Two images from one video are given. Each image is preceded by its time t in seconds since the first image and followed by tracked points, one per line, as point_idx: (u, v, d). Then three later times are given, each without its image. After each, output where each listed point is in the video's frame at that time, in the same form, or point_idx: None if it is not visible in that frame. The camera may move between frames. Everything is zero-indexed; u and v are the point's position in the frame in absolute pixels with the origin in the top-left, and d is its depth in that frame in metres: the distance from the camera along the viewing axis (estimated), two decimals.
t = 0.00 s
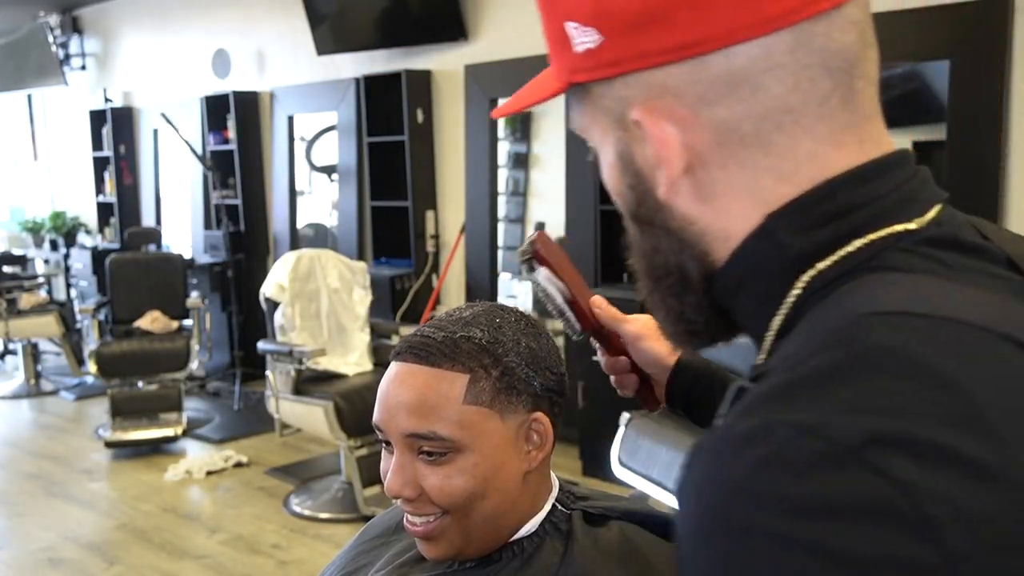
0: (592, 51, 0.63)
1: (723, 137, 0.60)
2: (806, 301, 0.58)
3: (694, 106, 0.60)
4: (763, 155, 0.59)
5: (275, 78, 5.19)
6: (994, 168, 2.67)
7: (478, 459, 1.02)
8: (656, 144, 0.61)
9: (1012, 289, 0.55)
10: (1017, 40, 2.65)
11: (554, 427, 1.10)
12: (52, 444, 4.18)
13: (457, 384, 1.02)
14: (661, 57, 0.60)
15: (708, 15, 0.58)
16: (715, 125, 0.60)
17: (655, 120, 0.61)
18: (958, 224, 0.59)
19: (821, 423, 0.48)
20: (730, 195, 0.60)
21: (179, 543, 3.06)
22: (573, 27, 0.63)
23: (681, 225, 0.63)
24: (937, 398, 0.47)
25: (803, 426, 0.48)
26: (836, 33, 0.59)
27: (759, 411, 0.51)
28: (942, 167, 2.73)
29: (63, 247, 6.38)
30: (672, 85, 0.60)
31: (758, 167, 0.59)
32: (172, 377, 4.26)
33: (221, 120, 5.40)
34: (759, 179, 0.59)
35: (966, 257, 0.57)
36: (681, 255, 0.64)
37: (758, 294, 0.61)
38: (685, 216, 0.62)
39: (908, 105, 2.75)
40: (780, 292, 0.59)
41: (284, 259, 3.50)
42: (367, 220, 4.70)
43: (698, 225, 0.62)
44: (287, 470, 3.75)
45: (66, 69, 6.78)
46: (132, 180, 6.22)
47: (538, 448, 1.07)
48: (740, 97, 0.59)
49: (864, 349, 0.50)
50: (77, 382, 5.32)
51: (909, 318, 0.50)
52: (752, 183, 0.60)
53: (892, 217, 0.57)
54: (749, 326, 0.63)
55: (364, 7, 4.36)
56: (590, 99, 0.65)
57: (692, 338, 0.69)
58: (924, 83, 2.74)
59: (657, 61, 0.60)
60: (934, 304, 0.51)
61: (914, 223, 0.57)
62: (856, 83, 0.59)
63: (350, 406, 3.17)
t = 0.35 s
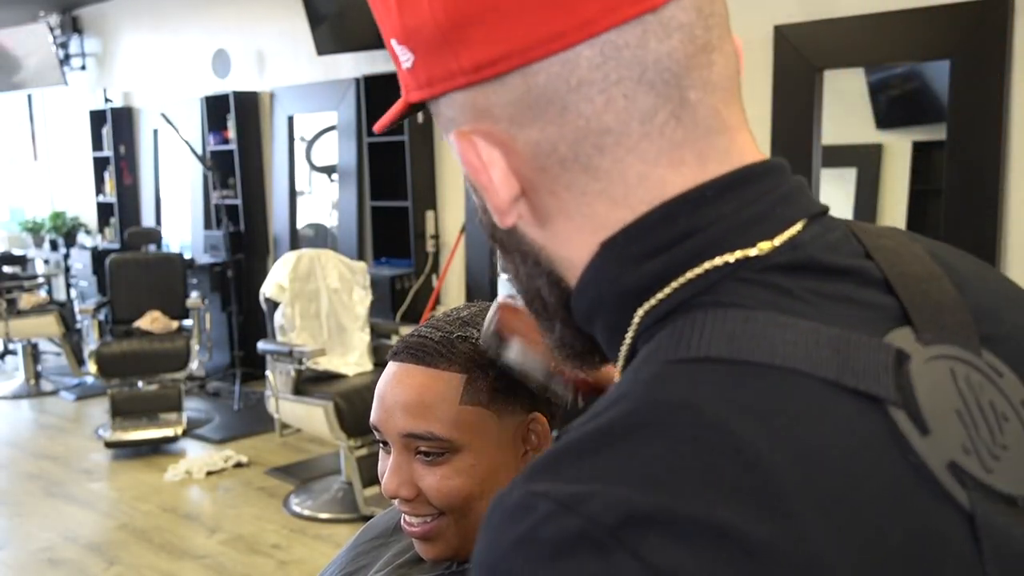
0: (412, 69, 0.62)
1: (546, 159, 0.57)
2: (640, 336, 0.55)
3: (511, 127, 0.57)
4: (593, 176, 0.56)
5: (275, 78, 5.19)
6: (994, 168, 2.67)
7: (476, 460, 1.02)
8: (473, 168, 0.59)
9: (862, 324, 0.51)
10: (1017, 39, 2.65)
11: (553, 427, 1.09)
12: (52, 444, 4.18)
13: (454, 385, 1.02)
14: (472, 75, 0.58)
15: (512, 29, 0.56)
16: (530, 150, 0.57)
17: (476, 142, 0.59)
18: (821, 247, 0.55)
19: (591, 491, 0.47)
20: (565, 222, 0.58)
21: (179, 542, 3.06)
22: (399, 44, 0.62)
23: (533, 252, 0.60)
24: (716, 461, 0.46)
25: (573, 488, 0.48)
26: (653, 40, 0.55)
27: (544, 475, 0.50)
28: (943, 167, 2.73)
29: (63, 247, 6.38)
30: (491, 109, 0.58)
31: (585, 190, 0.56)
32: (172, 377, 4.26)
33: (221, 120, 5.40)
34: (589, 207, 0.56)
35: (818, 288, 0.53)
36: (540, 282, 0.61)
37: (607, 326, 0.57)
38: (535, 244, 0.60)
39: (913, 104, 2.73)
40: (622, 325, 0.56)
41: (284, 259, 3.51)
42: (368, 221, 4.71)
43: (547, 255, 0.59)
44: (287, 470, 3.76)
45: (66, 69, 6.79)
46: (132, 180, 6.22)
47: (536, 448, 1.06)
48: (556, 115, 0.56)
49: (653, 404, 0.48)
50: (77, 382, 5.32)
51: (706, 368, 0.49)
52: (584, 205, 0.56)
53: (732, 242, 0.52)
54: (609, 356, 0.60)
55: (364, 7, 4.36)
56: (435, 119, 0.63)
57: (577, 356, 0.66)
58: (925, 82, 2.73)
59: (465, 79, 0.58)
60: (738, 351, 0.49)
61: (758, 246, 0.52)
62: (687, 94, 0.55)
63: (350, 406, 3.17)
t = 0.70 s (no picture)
0: (459, 15, 0.63)
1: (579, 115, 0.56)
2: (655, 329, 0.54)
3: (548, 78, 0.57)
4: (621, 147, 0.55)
5: (275, 78, 5.19)
6: (994, 168, 2.67)
7: (474, 459, 1.02)
8: (506, 119, 0.59)
9: (886, 333, 0.52)
10: (1017, 39, 2.65)
11: (552, 427, 1.09)
12: (52, 444, 4.18)
13: (452, 384, 1.02)
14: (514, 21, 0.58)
15: None
16: (563, 104, 0.57)
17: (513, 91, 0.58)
18: (851, 245, 0.55)
19: (594, 495, 0.46)
20: (591, 192, 0.57)
21: (178, 542, 3.06)
22: None
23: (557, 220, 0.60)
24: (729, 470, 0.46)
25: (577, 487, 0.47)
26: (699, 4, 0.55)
27: (545, 472, 0.49)
28: (943, 167, 2.72)
29: (63, 248, 6.38)
30: (531, 55, 0.58)
31: (612, 155, 0.56)
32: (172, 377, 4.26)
33: (221, 120, 5.40)
34: (618, 177, 0.55)
35: (840, 289, 0.53)
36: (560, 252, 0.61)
37: (623, 313, 0.56)
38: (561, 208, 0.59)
39: (914, 104, 2.72)
40: (636, 315, 0.55)
41: (284, 259, 3.51)
42: (367, 221, 4.70)
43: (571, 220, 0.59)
44: (287, 470, 3.76)
45: (66, 69, 6.79)
46: (132, 180, 6.22)
47: (535, 447, 1.06)
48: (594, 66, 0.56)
49: (666, 406, 0.48)
50: (77, 382, 5.32)
51: (721, 369, 0.49)
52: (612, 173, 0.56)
53: (761, 237, 0.52)
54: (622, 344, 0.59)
55: (363, 7, 4.36)
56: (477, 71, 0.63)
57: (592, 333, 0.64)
58: (925, 82, 2.73)
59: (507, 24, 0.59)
60: (754, 354, 0.49)
61: (785, 244, 0.52)
62: (730, 67, 0.55)
63: (350, 406, 3.17)
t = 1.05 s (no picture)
0: None
1: (758, 73, 0.56)
2: (801, 286, 0.55)
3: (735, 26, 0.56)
4: (795, 112, 0.55)
5: (275, 78, 5.19)
6: (994, 168, 2.67)
7: (478, 458, 1.02)
8: (690, 58, 0.59)
9: None
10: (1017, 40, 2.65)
11: (553, 427, 1.09)
12: (52, 444, 4.18)
13: (458, 382, 1.02)
14: None
15: None
16: (747, 54, 0.56)
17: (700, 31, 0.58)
18: (990, 232, 0.55)
19: (778, 426, 0.47)
20: (750, 145, 0.57)
21: (178, 543, 3.06)
22: None
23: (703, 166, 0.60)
24: (914, 448, 0.46)
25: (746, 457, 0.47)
26: None
27: (723, 404, 0.50)
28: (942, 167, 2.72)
29: (63, 248, 6.37)
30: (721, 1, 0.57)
31: (780, 112, 0.55)
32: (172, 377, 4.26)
33: (221, 119, 5.40)
34: (782, 133, 0.55)
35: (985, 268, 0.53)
36: (705, 200, 0.61)
37: (763, 272, 0.57)
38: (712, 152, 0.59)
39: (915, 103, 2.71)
40: (781, 275, 0.56)
41: (284, 259, 3.50)
42: (367, 221, 4.70)
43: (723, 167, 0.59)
44: (287, 470, 3.75)
45: (65, 69, 6.79)
46: (132, 180, 6.22)
47: (537, 448, 1.07)
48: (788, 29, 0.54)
49: (836, 349, 0.49)
50: (77, 382, 5.32)
51: (891, 328, 0.49)
52: (777, 136, 0.55)
53: (916, 212, 0.53)
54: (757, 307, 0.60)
55: (364, 7, 4.36)
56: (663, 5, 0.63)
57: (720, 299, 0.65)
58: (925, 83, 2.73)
59: None
60: (924, 316, 0.49)
61: (937, 220, 0.53)
62: (913, 52, 0.54)
63: (350, 406, 3.17)
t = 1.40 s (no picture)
0: (866, 26, 0.92)
1: (927, 101, 0.93)
2: (959, 208, 0.94)
3: (916, 72, 0.92)
4: (937, 123, 0.94)
5: (274, 78, 5.20)
6: (993, 167, 2.67)
7: (477, 459, 1.02)
8: (898, 84, 0.92)
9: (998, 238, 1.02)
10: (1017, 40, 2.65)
11: (551, 427, 1.10)
12: (52, 444, 4.18)
13: (457, 383, 1.02)
14: (910, 40, 0.92)
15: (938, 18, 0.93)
16: (929, 84, 0.92)
17: (892, 74, 0.92)
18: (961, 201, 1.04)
19: None
20: (925, 128, 0.93)
21: (179, 542, 3.06)
22: (852, 12, 0.93)
23: (878, 154, 0.94)
24: None
25: None
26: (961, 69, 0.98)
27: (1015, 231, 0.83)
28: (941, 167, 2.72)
29: (63, 248, 6.37)
30: (905, 55, 0.92)
31: (938, 114, 0.93)
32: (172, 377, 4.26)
33: (221, 119, 5.40)
34: (938, 128, 0.94)
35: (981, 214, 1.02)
36: (895, 164, 0.95)
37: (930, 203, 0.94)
38: (884, 146, 0.94)
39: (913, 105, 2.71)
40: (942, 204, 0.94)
41: (284, 259, 3.50)
42: (367, 220, 4.70)
43: (890, 155, 0.94)
44: (287, 470, 3.75)
45: (66, 69, 6.79)
46: (132, 180, 6.21)
47: (536, 449, 1.07)
48: (942, 80, 0.93)
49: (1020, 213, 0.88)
50: (77, 382, 5.32)
51: None
52: (927, 135, 0.94)
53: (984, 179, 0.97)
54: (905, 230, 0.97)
55: (364, 7, 4.36)
56: (839, 56, 0.94)
57: (842, 241, 1.00)
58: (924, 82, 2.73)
59: (904, 40, 0.92)
60: None
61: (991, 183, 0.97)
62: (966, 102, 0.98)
63: (350, 406, 3.17)
